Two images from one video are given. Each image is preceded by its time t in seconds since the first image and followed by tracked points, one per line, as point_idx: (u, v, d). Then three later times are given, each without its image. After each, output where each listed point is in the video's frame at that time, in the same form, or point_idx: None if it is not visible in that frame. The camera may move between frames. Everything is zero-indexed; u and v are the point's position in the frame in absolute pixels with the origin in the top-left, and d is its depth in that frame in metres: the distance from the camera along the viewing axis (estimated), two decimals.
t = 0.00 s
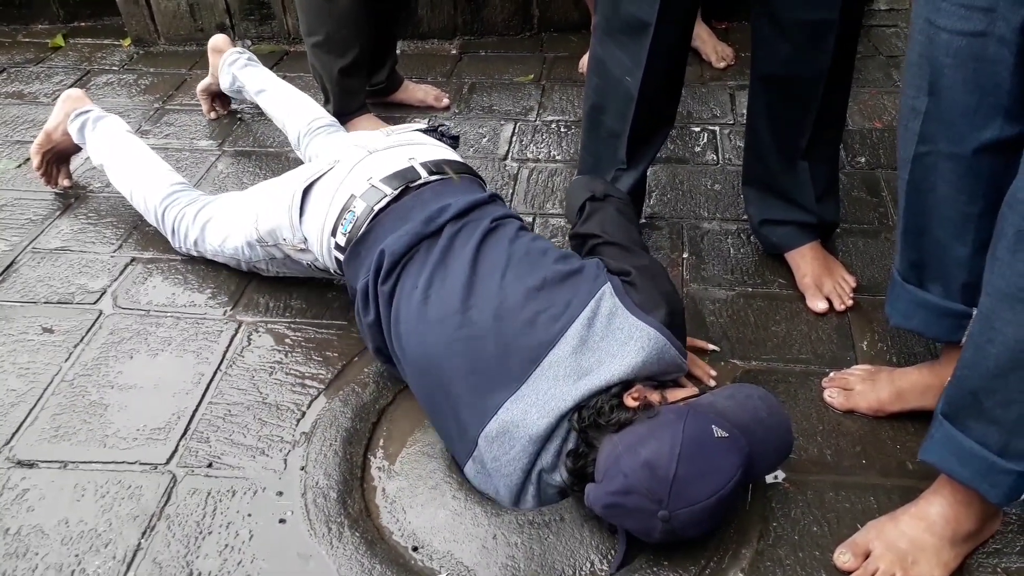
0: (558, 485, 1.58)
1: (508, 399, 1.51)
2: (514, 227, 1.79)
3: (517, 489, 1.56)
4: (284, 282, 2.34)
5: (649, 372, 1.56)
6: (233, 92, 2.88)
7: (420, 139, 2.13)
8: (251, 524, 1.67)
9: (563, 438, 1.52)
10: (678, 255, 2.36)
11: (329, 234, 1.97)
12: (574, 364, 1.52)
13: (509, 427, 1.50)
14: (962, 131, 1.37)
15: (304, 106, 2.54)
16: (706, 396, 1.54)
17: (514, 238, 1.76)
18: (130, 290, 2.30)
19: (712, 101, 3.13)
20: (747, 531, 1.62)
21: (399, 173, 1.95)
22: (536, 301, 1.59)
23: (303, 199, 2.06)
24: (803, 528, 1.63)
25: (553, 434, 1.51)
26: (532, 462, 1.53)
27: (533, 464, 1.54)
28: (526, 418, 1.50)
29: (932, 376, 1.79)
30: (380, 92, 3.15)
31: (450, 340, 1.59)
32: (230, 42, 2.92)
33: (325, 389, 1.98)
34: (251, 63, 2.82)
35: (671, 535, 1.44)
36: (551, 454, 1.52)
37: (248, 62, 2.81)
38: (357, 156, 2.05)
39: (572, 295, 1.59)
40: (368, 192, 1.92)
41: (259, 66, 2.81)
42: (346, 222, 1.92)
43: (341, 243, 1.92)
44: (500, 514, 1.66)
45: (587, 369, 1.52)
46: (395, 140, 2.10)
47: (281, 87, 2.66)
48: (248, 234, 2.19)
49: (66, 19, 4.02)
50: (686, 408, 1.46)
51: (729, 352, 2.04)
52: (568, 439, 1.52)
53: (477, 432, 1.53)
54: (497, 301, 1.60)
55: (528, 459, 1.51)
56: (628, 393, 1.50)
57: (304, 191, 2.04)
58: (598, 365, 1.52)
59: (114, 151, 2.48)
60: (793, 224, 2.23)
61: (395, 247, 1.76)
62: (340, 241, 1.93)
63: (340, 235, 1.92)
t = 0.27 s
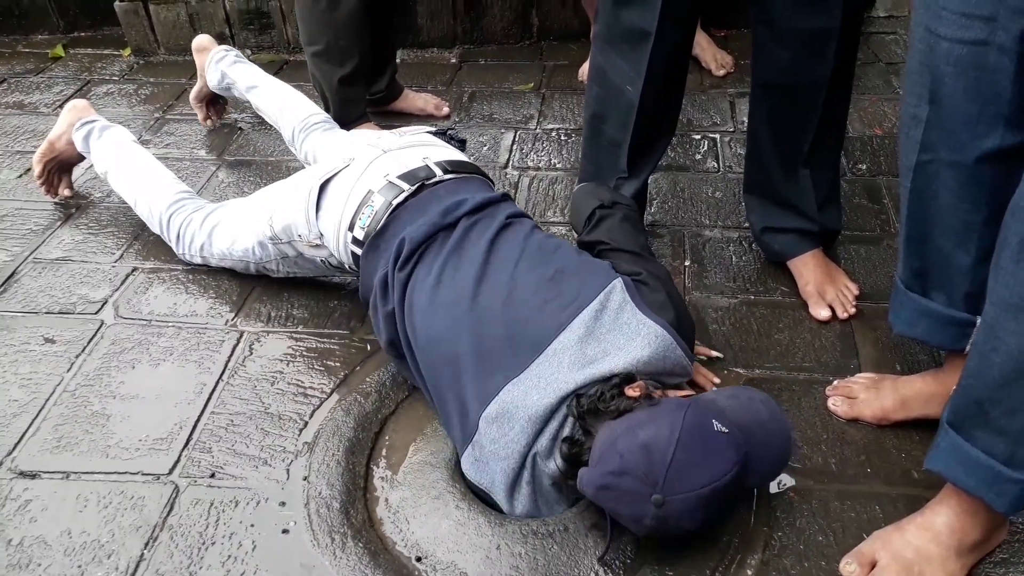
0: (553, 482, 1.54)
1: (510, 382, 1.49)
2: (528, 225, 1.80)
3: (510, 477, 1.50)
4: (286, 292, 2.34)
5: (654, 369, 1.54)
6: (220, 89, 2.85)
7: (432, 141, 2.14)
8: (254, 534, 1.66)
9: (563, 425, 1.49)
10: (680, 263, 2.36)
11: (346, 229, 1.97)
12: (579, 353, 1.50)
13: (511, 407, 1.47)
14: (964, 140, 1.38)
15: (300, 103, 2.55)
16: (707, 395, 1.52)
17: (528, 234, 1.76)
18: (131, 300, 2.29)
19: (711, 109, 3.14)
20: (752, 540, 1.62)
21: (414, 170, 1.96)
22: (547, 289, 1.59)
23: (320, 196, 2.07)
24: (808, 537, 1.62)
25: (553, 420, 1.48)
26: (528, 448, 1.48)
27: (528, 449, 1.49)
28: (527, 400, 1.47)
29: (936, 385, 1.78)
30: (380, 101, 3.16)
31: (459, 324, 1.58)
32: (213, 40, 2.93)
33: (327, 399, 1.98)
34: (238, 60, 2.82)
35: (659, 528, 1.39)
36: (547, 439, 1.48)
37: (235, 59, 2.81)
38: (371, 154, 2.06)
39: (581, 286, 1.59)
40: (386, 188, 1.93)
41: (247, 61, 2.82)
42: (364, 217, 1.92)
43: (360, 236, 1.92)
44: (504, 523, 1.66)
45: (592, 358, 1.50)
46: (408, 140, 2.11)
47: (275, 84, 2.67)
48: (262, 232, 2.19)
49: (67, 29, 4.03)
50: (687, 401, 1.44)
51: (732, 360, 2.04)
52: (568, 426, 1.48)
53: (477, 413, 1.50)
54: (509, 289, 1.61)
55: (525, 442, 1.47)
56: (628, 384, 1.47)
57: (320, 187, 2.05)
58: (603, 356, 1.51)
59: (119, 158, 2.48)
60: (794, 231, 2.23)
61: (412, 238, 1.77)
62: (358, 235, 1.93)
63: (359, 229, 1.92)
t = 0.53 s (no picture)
0: (547, 467, 1.45)
1: (506, 358, 1.45)
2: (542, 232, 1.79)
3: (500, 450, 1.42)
4: (294, 289, 2.34)
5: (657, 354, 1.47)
6: (213, 75, 2.81)
7: (446, 156, 2.16)
8: (259, 531, 1.66)
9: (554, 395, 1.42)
10: (689, 265, 2.35)
11: (363, 233, 1.96)
12: (576, 327, 1.46)
13: (503, 375, 1.44)
14: (977, 144, 1.36)
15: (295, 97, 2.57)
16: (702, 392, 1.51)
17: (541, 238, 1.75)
18: (139, 296, 2.30)
19: (722, 110, 3.12)
20: (759, 544, 1.61)
21: (434, 181, 1.96)
22: (551, 278, 1.56)
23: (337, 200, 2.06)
24: (816, 542, 1.61)
25: (542, 386, 1.42)
26: (518, 414, 1.41)
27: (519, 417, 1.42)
28: (519, 369, 1.42)
29: (947, 390, 1.77)
30: (390, 99, 3.15)
31: (463, 313, 1.57)
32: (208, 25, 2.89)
33: (333, 397, 1.97)
34: (233, 47, 2.79)
35: (647, 476, 1.31)
36: (539, 403, 1.41)
37: (230, 45, 2.78)
38: (389, 163, 2.07)
39: (586, 275, 1.56)
40: (406, 196, 1.93)
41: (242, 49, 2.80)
42: (384, 222, 1.92)
43: (378, 241, 1.92)
44: (510, 524, 1.65)
45: (590, 331, 1.45)
46: (425, 154, 2.12)
47: (271, 74, 2.67)
48: (274, 233, 2.17)
49: (79, 25, 4.04)
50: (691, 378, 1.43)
51: (740, 363, 2.02)
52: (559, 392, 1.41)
53: (471, 390, 1.47)
54: (514, 280, 1.59)
55: (515, 409, 1.41)
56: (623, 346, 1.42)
57: (340, 192, 2.05)
58: (602, 330, 1.46)
59: (124, 152, 2.48)
60: (805, 235, 2.22)
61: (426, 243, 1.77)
62: (376, 239, 1.92)
63: (378, 234, 1.92)
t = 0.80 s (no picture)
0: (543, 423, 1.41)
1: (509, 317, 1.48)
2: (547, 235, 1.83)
3: (495, 395, 1.40)
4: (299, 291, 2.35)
5: (655, 312, 1.49)
6: (206, 78, 2.88)
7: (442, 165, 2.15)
8: (263, 532, 1.67)
9: (554, 340, 1.43)
10: (693, 270, 2.36)
11: (368, 252, 1.97)
12: (577, 287, 1.50)
13: (503, 328, 1.46)
14: (981, 154, 1.37)
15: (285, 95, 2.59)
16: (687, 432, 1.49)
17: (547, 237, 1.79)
18: (145, 297, 2.31)
19: (727, 116, 3.13)
20: (761, 550, 1.61)
21: (432, 195, 1.96)
22: (554, 256, 1.62)
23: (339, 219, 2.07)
24: (817, 548, 1.61)
25: (541, 333, 1.44)
26: (516, 359, 1.42)
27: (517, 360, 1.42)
28: (520, 324, 1.45)
29: (949, 397, 1.76)
30: (397, 103, 3.16)
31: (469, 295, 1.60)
32: (195, 26, 2.93)
33: (337, 399, 1.98)
34: (221, 47, 2.83)
35: (620, 470, 1.28)
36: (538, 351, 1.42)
37: (217, 46, 2.82)
38: (387, 178, 2.07)
39: (585, 249, 1.62)
40: (406, 213, 1.94)
41: (229, 49, 2.83)
42: (388, 241, 1.93)
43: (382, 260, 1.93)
44: (512, 527, 1.66)
45: (589, 289, 1.49)
46: (425, 165, 2.12)
47: (259, 71, 2.70)
48: (278, 252, 2.18)
49: (90, 27, 4.07)
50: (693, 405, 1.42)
51: (744, 369, 2.03)
52: (557, 335, 1.43)
53: (471, 347, 1.47)
54: (519, 265, 1.63)
55: (514, 355, 1.42)
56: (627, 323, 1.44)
57: (342, 211, 2.05)
58: (601, 287, 1.50)
59: (121, 156, 2.49)
60: (809, 240, 2.22)
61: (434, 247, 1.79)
62: (381, 258, 1.93)
63: (382, 254, 1.93)
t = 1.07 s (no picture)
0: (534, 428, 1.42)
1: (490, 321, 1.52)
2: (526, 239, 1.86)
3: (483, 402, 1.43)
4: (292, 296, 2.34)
5: (632, 297, 1.54)
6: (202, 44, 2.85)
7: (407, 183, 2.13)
8: (256, 539, 1.66)
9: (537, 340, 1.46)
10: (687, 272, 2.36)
11: (348, 293, 1.98)
12: (553, 283, 1.54)
13: (484, 334, 1.49)
14: (972, 155, 1.37)
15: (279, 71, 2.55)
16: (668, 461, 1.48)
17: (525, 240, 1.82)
18: (137, 303, 2.30)
19: (720, 118, 3.13)
20: (756, 552, 1.61)
21: (398, 227, 1.95)
22: (531, 257, 1.67)
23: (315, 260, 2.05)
24: (812, 549, 1.61)
25: (523, 336, 1.47)
26: (501, 364, 1.45)
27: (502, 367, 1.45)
28: (501, 329, 1.49)
29: (942, 396, 1.76)
30: (390, 106, 3.14)
31: (451, 306, 1.64)
32: None
33: (330, 404, 1.97)
34: (212, 14, 2.75)
35: (602, 495, 1.28)
36: (522, 356, 1.44)
37: (208, 14, 2.75)
38: (354, 211, 2.05)
39: (560, 248, 1.66)
40: (377, 252, 1.93)
41: (220, 15, 2.76)
42: (364, 284, 1.93)
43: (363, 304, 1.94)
44: (506, 531, 1.65)
45: (565, 282, 1.53)
46: (391, 187, 2.10)
47: (251, 44, 2.64)
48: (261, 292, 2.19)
49: (82, 31, 4.06)
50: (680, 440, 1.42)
51: (738, 370, 2.03)
52: (541, 335, 1.46)
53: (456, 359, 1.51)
54: (497, 271, 1.66)
55: (498, 360, 1.45)
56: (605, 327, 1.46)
57: (319, 257, 2.01)
58: (576, 279, 1.54)
59: (91, 154, 2.45)
60: (802, 241, 2.23)
61: (415, 267, 1.82)
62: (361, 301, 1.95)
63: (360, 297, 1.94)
